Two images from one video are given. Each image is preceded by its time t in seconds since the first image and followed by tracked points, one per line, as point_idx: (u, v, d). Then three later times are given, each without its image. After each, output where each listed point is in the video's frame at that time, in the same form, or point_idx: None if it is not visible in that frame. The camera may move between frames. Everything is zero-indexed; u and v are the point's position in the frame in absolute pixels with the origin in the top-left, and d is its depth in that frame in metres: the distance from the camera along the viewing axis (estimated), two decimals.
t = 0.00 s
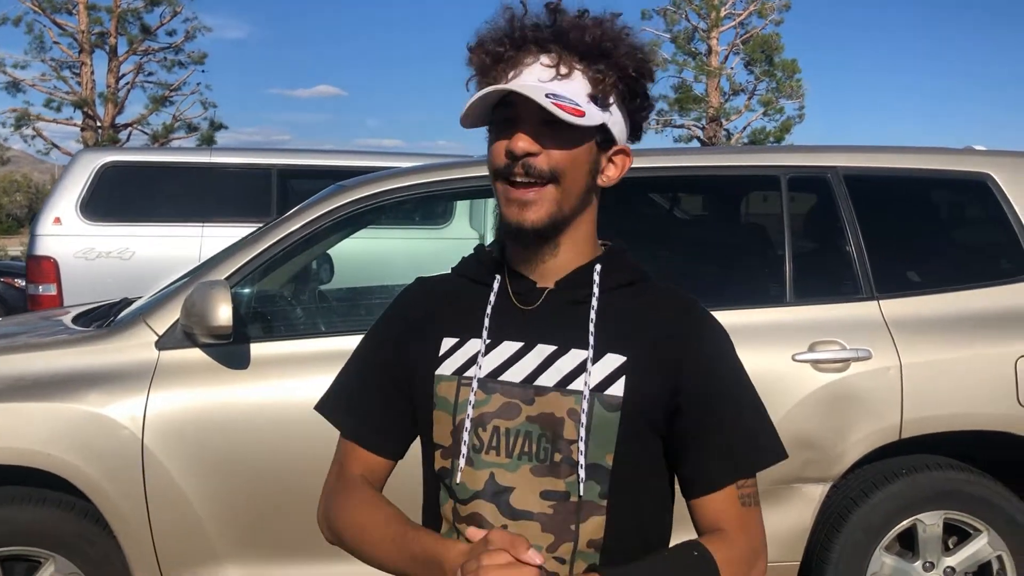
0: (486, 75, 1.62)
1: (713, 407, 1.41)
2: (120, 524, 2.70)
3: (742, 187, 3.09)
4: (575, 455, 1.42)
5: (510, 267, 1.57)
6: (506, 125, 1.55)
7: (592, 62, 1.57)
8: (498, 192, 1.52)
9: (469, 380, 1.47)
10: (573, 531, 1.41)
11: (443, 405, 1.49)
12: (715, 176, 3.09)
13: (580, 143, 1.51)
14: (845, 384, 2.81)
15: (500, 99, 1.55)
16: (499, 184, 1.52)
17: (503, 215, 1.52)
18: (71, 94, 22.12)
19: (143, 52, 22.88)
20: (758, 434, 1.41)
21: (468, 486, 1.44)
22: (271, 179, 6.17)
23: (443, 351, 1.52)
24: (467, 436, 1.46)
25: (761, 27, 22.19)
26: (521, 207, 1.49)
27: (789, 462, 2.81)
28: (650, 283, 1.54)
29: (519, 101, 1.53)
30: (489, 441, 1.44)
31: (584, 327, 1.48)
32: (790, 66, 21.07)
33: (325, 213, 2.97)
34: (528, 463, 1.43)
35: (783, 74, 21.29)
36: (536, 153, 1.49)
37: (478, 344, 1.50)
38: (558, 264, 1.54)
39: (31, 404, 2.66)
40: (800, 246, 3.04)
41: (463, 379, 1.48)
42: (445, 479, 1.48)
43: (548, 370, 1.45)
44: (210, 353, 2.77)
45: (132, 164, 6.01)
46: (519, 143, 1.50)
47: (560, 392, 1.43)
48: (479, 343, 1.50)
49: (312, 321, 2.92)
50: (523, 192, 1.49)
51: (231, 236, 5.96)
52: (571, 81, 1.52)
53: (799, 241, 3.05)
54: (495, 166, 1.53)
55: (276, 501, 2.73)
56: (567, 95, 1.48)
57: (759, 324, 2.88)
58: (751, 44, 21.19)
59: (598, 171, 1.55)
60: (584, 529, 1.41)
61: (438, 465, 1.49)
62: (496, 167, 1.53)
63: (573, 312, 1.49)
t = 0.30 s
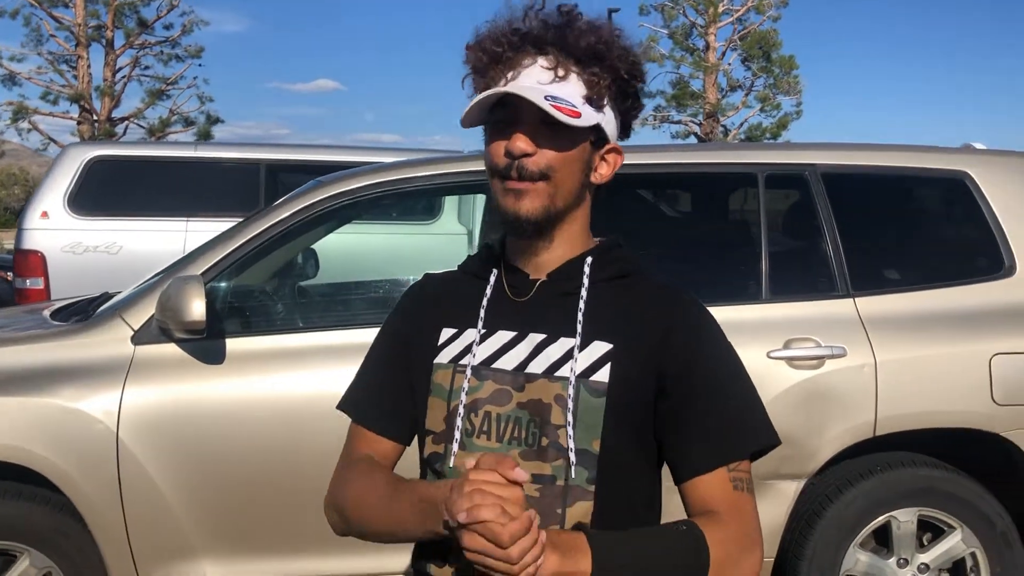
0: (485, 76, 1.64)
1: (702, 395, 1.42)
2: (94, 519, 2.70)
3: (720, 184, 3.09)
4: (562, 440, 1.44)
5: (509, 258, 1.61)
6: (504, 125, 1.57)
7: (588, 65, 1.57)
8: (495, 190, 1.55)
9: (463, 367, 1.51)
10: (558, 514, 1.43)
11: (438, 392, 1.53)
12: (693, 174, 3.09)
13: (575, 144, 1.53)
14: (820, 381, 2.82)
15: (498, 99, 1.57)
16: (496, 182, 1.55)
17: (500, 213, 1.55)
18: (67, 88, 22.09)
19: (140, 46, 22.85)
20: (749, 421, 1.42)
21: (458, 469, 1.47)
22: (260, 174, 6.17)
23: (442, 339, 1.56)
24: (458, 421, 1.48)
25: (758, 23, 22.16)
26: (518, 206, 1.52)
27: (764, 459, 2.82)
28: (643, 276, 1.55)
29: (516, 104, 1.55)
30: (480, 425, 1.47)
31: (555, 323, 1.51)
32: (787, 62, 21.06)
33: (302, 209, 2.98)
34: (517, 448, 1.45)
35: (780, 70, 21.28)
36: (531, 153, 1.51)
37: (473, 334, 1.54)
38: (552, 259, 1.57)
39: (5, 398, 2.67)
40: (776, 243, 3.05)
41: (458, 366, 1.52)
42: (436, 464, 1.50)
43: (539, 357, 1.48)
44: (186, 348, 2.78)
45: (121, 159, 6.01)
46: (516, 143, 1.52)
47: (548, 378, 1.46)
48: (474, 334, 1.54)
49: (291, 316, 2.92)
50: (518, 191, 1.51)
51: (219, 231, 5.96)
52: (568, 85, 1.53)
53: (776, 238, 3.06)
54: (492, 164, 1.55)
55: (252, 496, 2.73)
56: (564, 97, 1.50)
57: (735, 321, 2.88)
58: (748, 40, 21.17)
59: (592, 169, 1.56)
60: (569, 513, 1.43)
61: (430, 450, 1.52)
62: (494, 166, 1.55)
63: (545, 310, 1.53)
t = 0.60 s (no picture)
0: (493, 67, 1.59)
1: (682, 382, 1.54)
2: (72, 511, 2.72)
3: (699, 182, 3.11)
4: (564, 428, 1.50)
5: (508, 254, 1.61)
6: (515, 121, 1.56)
7: (596, 68, 1.61)
8: (509, 187, 1.55)
9: (462, 357, 1.52)
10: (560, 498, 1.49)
11: (436, 381, 1.52)
12: (674, 171, 3.11)
13: (583, 143, 1.58)
14: (796, 379, 2.83)
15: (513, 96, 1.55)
16: (511, 179, 1.55)
17: (514, 210, 1.55)
18: (68, 82, 22.10)
19: (141, 41, 22.85)
20: (722, 411, 1.55)
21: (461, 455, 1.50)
22: (252, 170, 6.19)
23: (434, 327, 1.55)
24: (460, 410, 1.51)
25: (759, 20, 22.13)
26: (533, 203, 1.54)
27: (740, 455, 2.83)
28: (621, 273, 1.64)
29: (531, 101, 1.54)
30: (482, 414, 1.50)
31: (540, 317, 1.55)
32: (788, 60, 21.02)
33: (280, 206, 2.99)
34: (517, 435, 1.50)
35: (781, 68, 21.25)
36: (550, 152, 1.53)
37: (470, 324, 1.54)
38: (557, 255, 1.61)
39: None
40: (754, 241, 3.06)
41: (456, 356, 1.52)
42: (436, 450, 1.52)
43: (538, 348, 1.52)
44: (164, 342, 2.79)
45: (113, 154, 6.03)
46: (535, 141, 1.53)
47: (549, 369, 1.51)
48: (470, 323, 1.54)
49: (272, 311, 2.94)
50: (536, 190, 1.54)
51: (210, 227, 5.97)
52: (583, 87, 1.57)
53: (754, 236, 3.07)
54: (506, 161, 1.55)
55: (230, 490, 2.75)
56: (582, 99, 1.54)
57: (713, 318, 2.89)
58: (749, 38, 21.13)
59: (590, 167, 1.62)
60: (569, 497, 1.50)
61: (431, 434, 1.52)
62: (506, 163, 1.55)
63: (525, 303, 1.56)
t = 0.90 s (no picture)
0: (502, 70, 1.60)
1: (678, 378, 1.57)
2: (72, 507, 2.75)
3: (696, 180, 3.11)
4: (572, 427, 1.53)
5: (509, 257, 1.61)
6: (522, 125, 1.57)
7: (605, 76, 1.63)
8: (515, 189, 1.56)
9: (467, 361, 1.52)
10: (568, 493, 1.51)
11: (441, 386, 1.52)
12: (671, 169, 3.11)
13: (587, 151, 1.60)
14: (792, 376, 2.83)
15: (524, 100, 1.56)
16: (517, 182, 1.56)
17: (519, 212, 1.56)
18: (78, 82, 22.21)
19: (150, 41, 22.95)
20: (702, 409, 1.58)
21: (473, 456, 1.50)
22: (256, 170, 6.22)
23: (434, 333, 1.54)
24: (470, 412, 1.51)
25: (768, 17, 22.07)
26: (538, 206, 1.55)
27: (737, 453, 2.83)
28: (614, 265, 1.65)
29: (541, 105, 1.55)
30: (490, 415, 1.51)
31: (531, 314, 1.55)
32: (796, 58, 20.96)
33: (278, 204, 3.01)
34: (525, 435, 1.52)
35: (789, 65, 21.19)
36: (558, 157, 1.55)
37: (473, 327, 1.54)
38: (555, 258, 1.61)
39: None
40: (751, 239, 3.06)
41: (461, 360, 1.52)
42: (446, 450, 1.52)
43: (544, 348, 1.54)
44: (164, 339, 2.82)
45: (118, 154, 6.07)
46: (544, 146, 1.55)
47: (555, 368, 1.53)
48: (473, 327, 1.54)
49: (270, 309, 2.95)
50: (542, 193, 1.55)
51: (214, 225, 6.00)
52: (592, 94, 1.58)
53: (750, 234, 3.07)
54: (514, 164, 1.56)
55: (228, 486, 2.77)
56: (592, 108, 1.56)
57: (710, 316, 2.90)
58: (757, 35, 21.09)
59: (590, 175, 1.65)
60: (576, 491, 1.52)
61: (438, 435, 1.53)
62: (514, 166, 1.56)
63: (512, 300, 1.56)
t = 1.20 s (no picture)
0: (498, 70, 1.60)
1: (685, 378, 1.57)
2: (90, 508, 2.78)
3: (708, 179, 3.11)
4: (576, 431, 1.53)
5: (511, 262, 1.62)
6: (517, 129, 1.58)
7: (599, 77, 1.63)
8: (513, 195, 1.56)
9: (470, 369, 1.53)
10: (574, 497, 1.52)
11: (445, 395, 1.54)
12: (683, 169, 3.10)
13: (584, 152, 1.60)
14: (806, 376, 2.82)
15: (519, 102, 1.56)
16: (515, 187, 1.56)
17: (518, 217, 1.57)
18: (99, 87, 22.41)
19: (169, 45, 23.12)
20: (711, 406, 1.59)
21: (479, 463, 1.52)
22: (272, 172, 6.26)
23: (438, 341, 1.55)
24: (474, 420, 1.52)
25: (786, 15, 21.93)
26: (537, 210, 1.56)
27: (750, 453, 2.83)
28: (619, 265, 1.66)
29: (536, 108, 1.56)
30: (494, 422, 1.52)
31: (536, 317, 1.56)
32: (814, 55, 20.82)
33: (291, 207, 3.03)
34: (530, 440, 1.52)
35: (808, 63, 21.05)
36: (555, 160, 1.56)
37: (476, 334, 1.55)
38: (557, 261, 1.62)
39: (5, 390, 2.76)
40: (763, 239, 3.05)
41: (463, 368, 1.53)
42: (453, 458, 1.54)
43: (547, 352, 1.54)
44: (179, 342, 2.84)
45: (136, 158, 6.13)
46: (540, 150, 1.55)
47: (558, 373, 1.53)
48: (475, 333, 1.55)
49: (284, 311, 2.98)
50: (540, 197, 1.55)
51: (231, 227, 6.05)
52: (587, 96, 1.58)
53: (763, 234, 3.06)
54: (511, 169, 1.56)
55: (243, 487, 2.79)
56: (587, 110, 1.56)
57: (722, 316, 2.89)
58: (775, 33, 20.97)
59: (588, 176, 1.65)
60: (583, 495, 1.53)
61: (446, 443, 1.55)
62: (512, 171, 1.57)
63: (517, 303, 1.57)
